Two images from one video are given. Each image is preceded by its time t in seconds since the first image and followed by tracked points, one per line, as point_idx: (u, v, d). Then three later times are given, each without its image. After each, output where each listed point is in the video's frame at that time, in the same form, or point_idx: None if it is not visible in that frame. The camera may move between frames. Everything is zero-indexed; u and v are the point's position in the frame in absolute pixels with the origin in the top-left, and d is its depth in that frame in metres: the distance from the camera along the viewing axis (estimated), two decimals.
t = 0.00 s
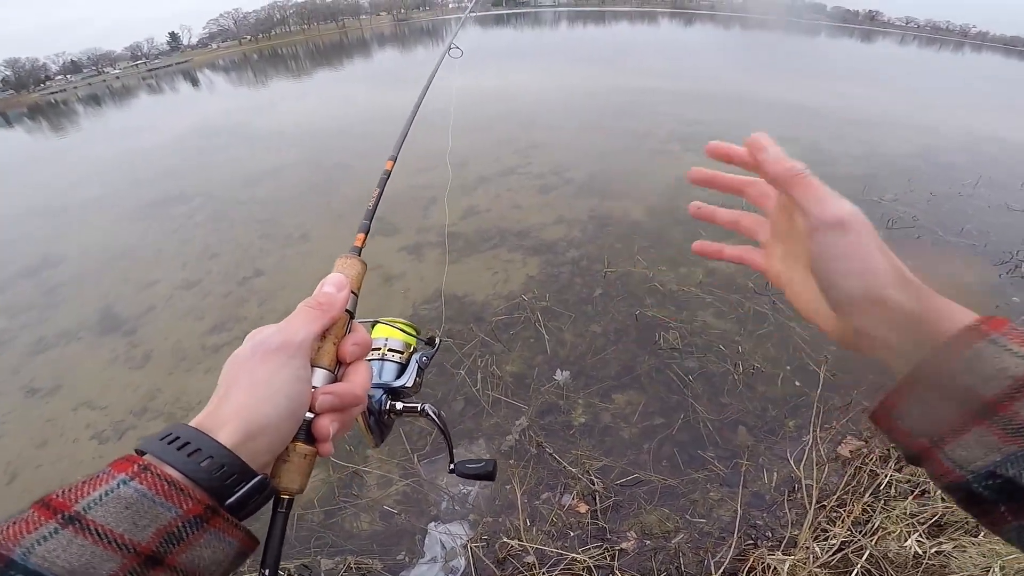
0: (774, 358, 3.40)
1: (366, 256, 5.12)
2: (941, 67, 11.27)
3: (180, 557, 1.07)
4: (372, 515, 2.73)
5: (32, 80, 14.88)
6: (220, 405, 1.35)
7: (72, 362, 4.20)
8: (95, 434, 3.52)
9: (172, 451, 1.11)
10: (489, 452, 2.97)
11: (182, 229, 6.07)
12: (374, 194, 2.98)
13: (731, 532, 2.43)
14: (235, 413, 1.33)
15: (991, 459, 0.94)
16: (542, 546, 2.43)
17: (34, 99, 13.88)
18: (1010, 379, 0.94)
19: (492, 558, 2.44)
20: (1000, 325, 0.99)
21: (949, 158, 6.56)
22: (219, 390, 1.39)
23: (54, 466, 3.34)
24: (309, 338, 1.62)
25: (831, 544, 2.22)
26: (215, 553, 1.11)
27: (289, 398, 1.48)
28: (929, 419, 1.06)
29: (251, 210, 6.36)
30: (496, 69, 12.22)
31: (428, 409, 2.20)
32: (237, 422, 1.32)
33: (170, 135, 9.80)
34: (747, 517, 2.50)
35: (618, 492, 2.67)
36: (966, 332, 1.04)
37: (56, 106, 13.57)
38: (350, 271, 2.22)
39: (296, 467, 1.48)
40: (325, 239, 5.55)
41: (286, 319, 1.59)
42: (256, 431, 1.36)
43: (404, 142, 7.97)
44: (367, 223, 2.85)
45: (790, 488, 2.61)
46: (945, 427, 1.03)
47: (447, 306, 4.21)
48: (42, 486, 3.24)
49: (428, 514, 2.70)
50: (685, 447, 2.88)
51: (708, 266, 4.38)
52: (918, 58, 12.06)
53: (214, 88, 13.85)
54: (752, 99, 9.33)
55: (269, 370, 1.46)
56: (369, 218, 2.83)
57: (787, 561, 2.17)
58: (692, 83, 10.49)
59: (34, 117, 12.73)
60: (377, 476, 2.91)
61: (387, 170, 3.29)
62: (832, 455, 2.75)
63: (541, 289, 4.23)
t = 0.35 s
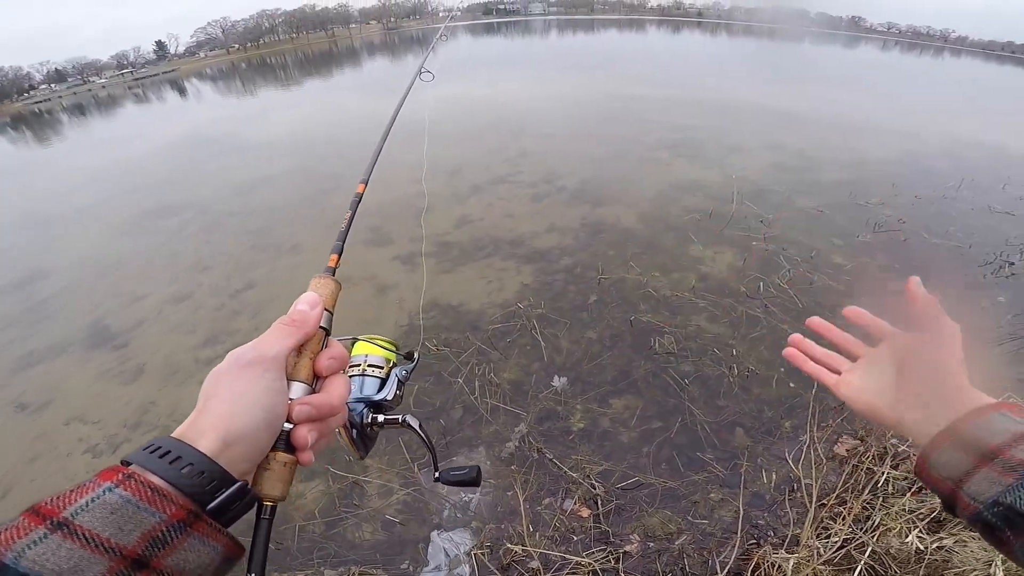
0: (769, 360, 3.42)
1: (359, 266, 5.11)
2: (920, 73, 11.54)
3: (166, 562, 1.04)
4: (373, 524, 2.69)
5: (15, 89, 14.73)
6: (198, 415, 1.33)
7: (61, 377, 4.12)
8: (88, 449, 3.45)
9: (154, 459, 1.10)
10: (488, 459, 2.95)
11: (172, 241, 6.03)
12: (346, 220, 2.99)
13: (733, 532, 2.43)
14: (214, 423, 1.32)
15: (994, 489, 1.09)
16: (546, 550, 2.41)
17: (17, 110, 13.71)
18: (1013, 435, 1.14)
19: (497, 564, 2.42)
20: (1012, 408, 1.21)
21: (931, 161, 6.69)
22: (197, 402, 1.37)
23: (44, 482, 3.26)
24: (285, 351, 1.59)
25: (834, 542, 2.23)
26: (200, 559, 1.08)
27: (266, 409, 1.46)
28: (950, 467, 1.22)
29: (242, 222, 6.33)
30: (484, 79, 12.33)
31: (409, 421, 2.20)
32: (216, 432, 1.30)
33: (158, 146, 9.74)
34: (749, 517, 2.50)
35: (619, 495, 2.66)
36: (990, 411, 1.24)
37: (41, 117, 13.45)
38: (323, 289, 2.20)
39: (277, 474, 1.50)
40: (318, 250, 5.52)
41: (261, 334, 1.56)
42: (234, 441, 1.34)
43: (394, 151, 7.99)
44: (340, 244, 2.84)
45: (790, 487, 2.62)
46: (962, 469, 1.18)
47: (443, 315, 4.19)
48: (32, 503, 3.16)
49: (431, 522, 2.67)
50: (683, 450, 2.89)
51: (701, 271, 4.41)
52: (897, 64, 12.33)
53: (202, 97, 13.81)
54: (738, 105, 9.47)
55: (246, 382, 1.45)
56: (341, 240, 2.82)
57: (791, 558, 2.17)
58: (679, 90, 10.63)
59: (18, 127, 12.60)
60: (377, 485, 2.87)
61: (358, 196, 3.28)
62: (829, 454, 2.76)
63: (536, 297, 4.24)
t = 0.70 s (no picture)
0: (758, 363, 3.46)
1: (349, 273, 5.07)
2: (892, 79, 11.85)
3: (154, 568, 1.05)
4: (372, 531, 2.64)
5: None
6: (184, 421, 1.35)
7: (42, 388, 4.01)
8: (71, 461, 3.35)
9: (140, 467, 1.11)
10: (485, 464, 2.93)
11: (156, 249, 5.92)
12: (331, 226, 2.95)
13: (730, 532, 2.45)
14: (201, 429, 1.33)
15: (1017, 458, 1.06)
16: (547, 553, 2.40)
17: None
18: None
19: (498, 568, 2.40)
20: None
21: (907, 166, 6.86)
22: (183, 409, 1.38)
23: (26, 495, 3.14)
24: (271, 356, 1.57)
25: (830, 540, 2.26)
26: (188, 564, 1.10)
27: (252, 414, 1.46)
28: (972, 426, 1.18)
29: (227, 229, 6.24)
30: (468, 85, 12.38)
31: (396, 427, 2.17)
32: (201, 438, 1.32)
33: (138, 153, 9.59)
34: (746, 517, 2.51)
35: (617, 498, 2.66)
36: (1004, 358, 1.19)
37: (14, 124, 13.19)
38: (310, 297, 2.18)
39: (266, 479, 1.45)
40: (306, 257, 5.47)
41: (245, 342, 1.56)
42: (219, 447, 1.36)
43: (380, 157, 7.96)
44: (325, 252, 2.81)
45: (782, 488, 2.64)
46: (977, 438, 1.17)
47: (435, 322, 4.17)
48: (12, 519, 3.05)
49: (430, 528, 2.63)
50: (678, 452, 2.90)
51: (689, 276, 4.46)
52: (870, 70, 12.64)
53: (181, 103, 13.64)
54: (719, 111, 9.61)
55: (232, 388, 1.44)
56: (325, 248, 2.78)
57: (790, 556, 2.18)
58: (660, 96, 10.77)
59: None
60: (374, 492, 2.83)
61: (342, 203, 3.23)
62: (820, 453, 2.79)
63: (527, 302, 4.25)
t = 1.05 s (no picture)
0: (765, 366, 3.45)
1: (357, 270, 5.08)
2: (893, 89, 11.88)
3: None
4: (383, 525, 2.63)
5: None
6: (206, 432, 1.31)
7: (50, 379, 4.02)
8: (78, 453, 3.35)
9: (158, 477, 1.07)
10: (495, 459, 2.92)
11: (163, 244, 5.95)
12: (359, 235, 2.96)
13: (735, 530, 2.43)
14: (222, 441, 1.29)
15: (871, 533, 1.07)
16: (557, 547, 2.40)
17: None
18: (889, 476, 1.07)
19: (509, 560, 2.38)
20: (912, 450, 1.08)
21: (910, 175, 6.87)
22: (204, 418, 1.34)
23: (32, 487, 3.14)
24: (295, 367, 1.56)
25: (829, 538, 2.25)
26: None
27: (273, 426, 1.43)
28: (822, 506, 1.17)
29: (235, 225, 6.26)
30: (471, 86, 12.44)
31: (414, 442, 2.15)
32: (223, 450, 1.28)
33: (140, 150, 9.60)
34: (751, 515, 2.50)
35: (626, 495, 2.65)
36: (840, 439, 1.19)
37: (15, 120, 13.23)
38: (334, 309, 2.17)
39: (283, 493, 1.44)
40: (313, 254, 5.48)
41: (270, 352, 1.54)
42: (239, 459, 1.32)
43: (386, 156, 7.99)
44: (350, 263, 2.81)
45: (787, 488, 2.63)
46: (831, 510, 1.15)
47: (444, 320, 4.17)
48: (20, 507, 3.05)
49: (441, 523, 2.61)
50: (687, 451, 2.89)
51: (696, 280, 4.46)
52: (870, 80, 12.68)
53: (182, 101, 13.66)
54: (721, 117, 9.64)
55: (255, 400, 1.42)
56: (352, 259, 2.79)
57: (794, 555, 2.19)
58: (662, 102, 10.79)
59: None
60: (385, 485, 2.83)
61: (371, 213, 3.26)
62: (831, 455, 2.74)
63: (536, 302, 4.25)
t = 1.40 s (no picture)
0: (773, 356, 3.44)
1: (365, 259, 5.09)
2: (900, 82, 11.76)
3: None
4: (398, 512, 2.66)
5: None
6: (183, 433, 1.32)
7: (63, 369, 4.06)
8: (94, 442, 3.39)
9: (139, 478, 1.06)
10: (509, 447, 2.94)
11: (172, 235, 5.98)
12: (333, 223, 2.94)
13: (747, 518, 2.45)
14: (200, 441, 1.30)
15: (933, 504, 0.88)
16: (572, 534, 2.42)
17: None
18: (973, 441, 0.84)
19: (524, 547, 2.40)
20: (1009, 408, 0.82)
21: (919, 169, 6.81)
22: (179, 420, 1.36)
23: (49, 475, 3.19)
24: (271, 362, 1.56)
25: (840, 527, 2.28)
26: None
27: (252, 424, 1.43)
28: (874, 466, 0.96)
29: (243, 216, 6.28)
30: (475, 78, 12.36)
31: (399, 429, 2.14)
32: (201, 450, 1.29)
33: (143, 143, 9.58)
34: (760, 503, 2.52)
35: (639, 482, 2.66)
36: (905, 386, 0.93)
37: (16, 116, 13.21)
38: (311, 300, 2.16)
39: (268, 489, 1.44)
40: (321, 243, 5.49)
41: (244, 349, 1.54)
42: (219, 458, 1.32)
43: (392, 145, 7.96)
44: (327, 250, 2.79)
45: (796, 477, 2.64)
46: (888, 472, 0.94)
47: (454, 308, 4.18)
48: (38, 494, 3.10)
49: (456, 509, 2.64)
50: (697, 440, 2.91)
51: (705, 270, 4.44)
52: (876, 75, 12.55)
53: (183, 94, 13.60)
54: (728, 110, 9.55)
55: (230, 398, 1.42)
56: (327, 246, 2.77)
57: (807, 542, 2.21)
58: (668, 94, 10.69)
59: None
60: (399, 474, 2.86)
61: (347, 196, 3.22)
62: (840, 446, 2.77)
63: (545, 291, 4.25)
